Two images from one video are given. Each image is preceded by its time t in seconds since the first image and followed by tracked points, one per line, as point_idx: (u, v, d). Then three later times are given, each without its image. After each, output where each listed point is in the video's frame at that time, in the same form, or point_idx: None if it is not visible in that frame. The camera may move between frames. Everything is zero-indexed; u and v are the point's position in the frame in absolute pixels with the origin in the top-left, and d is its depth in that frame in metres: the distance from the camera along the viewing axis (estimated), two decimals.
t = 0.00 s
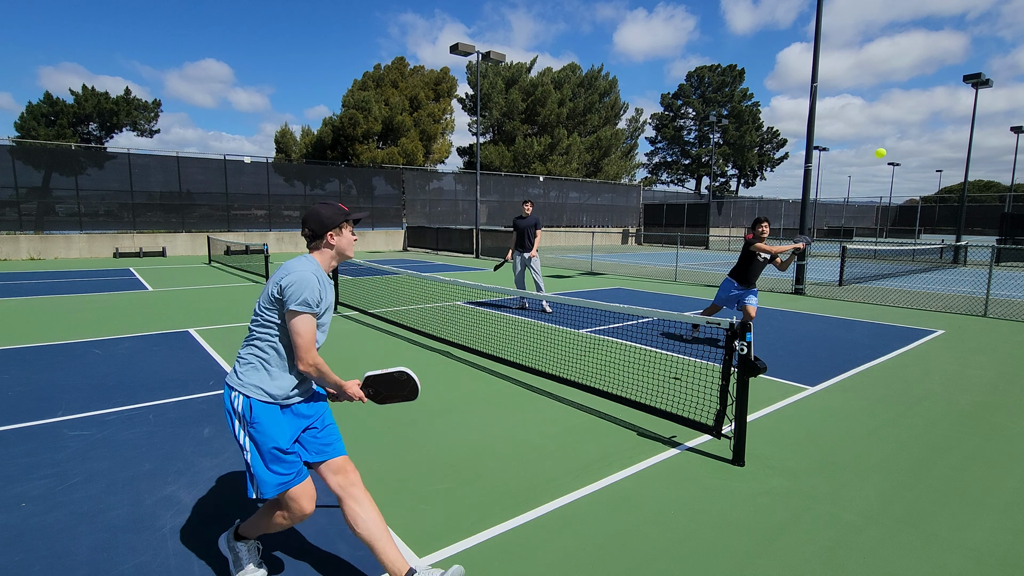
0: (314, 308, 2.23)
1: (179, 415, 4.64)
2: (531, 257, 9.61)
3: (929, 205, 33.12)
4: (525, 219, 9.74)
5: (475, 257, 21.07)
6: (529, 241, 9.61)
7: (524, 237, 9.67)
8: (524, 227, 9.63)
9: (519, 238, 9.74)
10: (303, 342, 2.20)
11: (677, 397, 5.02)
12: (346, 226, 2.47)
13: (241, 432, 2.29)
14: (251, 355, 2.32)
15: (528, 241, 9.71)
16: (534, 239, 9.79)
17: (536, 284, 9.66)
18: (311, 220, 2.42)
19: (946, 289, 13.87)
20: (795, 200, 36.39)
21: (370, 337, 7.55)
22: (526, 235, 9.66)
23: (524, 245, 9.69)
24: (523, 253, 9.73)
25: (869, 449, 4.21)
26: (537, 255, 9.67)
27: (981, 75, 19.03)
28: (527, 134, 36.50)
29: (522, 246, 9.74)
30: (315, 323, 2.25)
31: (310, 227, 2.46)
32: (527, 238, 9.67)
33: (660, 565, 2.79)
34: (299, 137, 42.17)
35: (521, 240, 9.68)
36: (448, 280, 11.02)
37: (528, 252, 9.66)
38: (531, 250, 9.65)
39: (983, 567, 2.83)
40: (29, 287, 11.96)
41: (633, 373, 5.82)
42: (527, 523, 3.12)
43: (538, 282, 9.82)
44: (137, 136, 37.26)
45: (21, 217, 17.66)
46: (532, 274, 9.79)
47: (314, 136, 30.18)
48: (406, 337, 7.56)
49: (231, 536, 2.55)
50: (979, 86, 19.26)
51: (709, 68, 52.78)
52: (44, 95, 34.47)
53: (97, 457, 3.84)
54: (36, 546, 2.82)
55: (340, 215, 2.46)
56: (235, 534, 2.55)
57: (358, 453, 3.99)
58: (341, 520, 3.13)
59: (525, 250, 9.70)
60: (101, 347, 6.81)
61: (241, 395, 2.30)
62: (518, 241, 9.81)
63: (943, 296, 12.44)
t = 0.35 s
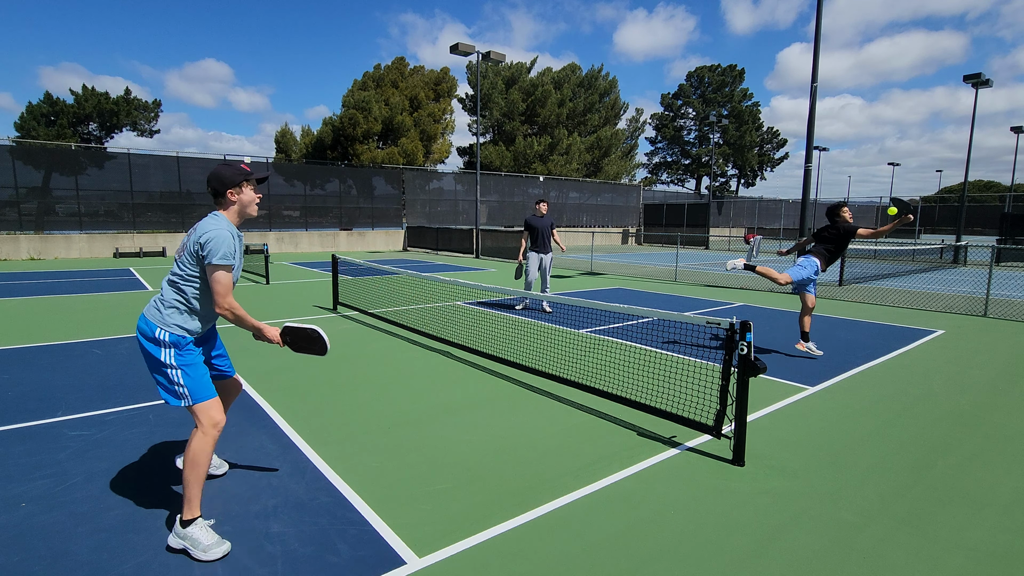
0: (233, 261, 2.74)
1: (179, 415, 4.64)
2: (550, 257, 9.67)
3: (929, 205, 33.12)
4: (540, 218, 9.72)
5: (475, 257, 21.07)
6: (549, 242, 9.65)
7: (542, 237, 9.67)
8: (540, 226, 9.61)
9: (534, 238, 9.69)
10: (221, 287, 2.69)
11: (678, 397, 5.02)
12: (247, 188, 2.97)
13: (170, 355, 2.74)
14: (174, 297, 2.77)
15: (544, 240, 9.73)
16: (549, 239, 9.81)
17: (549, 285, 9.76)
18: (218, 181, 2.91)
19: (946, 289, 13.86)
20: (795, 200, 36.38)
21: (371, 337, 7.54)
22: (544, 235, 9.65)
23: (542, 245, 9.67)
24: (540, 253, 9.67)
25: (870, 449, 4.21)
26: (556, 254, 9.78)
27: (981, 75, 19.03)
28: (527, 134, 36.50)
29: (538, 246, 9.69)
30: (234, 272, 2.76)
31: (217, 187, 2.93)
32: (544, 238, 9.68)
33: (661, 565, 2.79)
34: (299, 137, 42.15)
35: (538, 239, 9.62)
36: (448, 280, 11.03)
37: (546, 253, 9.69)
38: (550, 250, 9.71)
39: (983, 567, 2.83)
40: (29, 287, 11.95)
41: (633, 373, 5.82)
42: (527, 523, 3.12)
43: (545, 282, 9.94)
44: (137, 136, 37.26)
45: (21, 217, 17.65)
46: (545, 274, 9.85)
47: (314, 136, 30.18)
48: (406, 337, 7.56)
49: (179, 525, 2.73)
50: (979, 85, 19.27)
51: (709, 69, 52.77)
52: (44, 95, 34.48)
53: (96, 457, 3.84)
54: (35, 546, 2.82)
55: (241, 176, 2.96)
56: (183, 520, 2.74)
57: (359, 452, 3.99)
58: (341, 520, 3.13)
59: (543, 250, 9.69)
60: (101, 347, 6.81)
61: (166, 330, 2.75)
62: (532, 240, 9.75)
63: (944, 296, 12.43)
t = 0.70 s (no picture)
0: (156, 286, 2.90)
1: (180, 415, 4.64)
2: (553, 259, 9.68)
3: (929, 205, 33.12)
4: (545, 219, 9.68)
5: (475, 257, 21.06)
6: (552, 243, 9.65)
7: (546, 238, 9.66)
8: (544, 227, 9.58)
9: (537, 238, 9.67)
10: (136, 305, 2.86)
11: (677, 397, 5.02)
12: (198, 228, 3.11)
13: (108, 352, 3.00)
14: (121, 306, 3.05)
15: (547, 241, 9.70)
16: (552, 240, 9.77)
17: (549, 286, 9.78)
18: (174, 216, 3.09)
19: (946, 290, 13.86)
20: (795, 200, 36.39)
21: (371, 337, 7.54)
22: (548, 236, 9.65)
23: (546, 246, 9.66)
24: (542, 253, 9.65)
25: (870, 449, 4.21)
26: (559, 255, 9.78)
27: (981, 75, 19.03)
28: (527, 134, 36.50)
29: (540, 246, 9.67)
30: (156, 296, 2.92)
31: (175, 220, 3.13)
32: (547, 240, 9.67)
33: (662, 565, 2.79)
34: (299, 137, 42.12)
35: (540, 240, 9.61)
36: (448, 280, 11.03)
37: (550, 254, 9.70)
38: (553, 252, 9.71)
39: (984, 567, 2.83)
40: (29, 287, 11.95)
41: (632, 373, 5.82)
42: (526, 523, 3.12)
43: (546, 282, 9.97)
44: (137, 136, 37.24)
45: (21, 217, 17.65)
46: (547, 275, 9.87)
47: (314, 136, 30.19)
48: (406, 337, 7.56)
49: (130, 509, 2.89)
50: (979, 86, 19.27)
51: (709, 68, 52.76)
52: (44, 95, 34.48)
53: (96, 457, 3.84)
54: (35, 546, 2.82)
55: (196, 214, 3.10)
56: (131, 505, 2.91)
57: (358, 453, 3.99)
58: (341, 520, 3.13)
59: (545, 251, 9.67)
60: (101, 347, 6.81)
61: (106, 334, 3.02)
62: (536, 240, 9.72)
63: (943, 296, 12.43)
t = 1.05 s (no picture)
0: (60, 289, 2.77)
1: (179, 415, 4.64)
2: (551, 259, 9.64)
3: (929, 205, 33.12)
4: (547, 219, 9.67)
5: (475, 257, 21.06)
6: (551, 243, 9.61)
7: (545, 238, 9.62)
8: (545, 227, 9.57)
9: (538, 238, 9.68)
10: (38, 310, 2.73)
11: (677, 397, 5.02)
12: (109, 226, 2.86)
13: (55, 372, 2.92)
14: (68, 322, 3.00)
15: (548, 241, 9.67)
16: (553, 241, 9.71)
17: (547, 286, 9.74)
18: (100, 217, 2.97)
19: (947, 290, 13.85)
20: (795, 200, 36.36)
21: (371, 337, 7.54)
22: (547, 236, 9.61)
23: (544, 246, 9.64)
24: (541, 253, 9.64)
25: (871, 449, 4.20)
26: (557, 256, 9.73)
27: (981, 75, 19.03)
28: (527, 134, 36.50)
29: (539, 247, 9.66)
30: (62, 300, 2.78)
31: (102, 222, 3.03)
32: (547, 239, 9.62)
33: (662, 565, 2.79)
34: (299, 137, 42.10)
35: (540, 240, 9.59)
36: (448, 280, 11.03)
37: (548, 255, 9.66)
38: (551, 252, 9.68)
39: (984, 567, 2.83)
40: (29, 287, 11.94)
41: (633, 373, 5.82)
42: (527, 523, 3.12)
43: (546, 282, 9.95)
44: (137, 136, 37.21)
45: (21, 217, 17.64)
46: (545, 275, 9.84)
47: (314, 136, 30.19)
48: (406, 337, 7.56)
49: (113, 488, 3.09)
50: (979, 86, 19.27)
51: (709, 69, 52.78)
52: (44, 95, 34.47)
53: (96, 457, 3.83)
54: (35, 547, 2.82)
55: (110, 213, 2.90)
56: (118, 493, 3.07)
57: (358, 453, 3.99)
58: (341, 520, 3.13)
59: (544, 251, 9.65)
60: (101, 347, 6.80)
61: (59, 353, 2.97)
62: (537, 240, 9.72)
63: (943, 296, 12.42)
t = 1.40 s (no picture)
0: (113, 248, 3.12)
1: (178, 415, 4.64)
2: (534, 258, 9.67)
3: (929, 205, 33.11)
4: (526, 219, 9.70)
5: (475, 257, 21.07)
6: (532, 242, 9.61)
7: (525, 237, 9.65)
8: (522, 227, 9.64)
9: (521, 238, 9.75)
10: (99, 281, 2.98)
11: (677, 397, 5.02)
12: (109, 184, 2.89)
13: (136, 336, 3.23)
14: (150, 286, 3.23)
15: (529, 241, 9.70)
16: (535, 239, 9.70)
17: (536, 285, 9.78)
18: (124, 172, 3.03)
19: (947, 289, 13.85)
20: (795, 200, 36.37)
21: (371, 337, 7.54)
22: (528, 235, 9.62)
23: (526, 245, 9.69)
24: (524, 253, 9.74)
25: (870, 449, 4.21)
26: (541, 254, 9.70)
27: (981, 75, 19.02)
28: (527, 134, 36.51)
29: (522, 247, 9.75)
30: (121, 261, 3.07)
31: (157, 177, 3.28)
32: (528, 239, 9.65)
33: (662, 564, 2.79)
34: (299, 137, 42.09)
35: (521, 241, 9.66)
36: (448, 280, 11.04)
37: (531, 253, 9.69)
38: (534, 251, 9.69)
39: (985, 567, 2.82)
40: (29, 287, 11.96)
41: (633, 373, 5.82)
42: (527, 523, 3.13)
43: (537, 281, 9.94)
44: (137, 136, 37.21)
45: (21, 217, 17.65)
46: (532, 273, 9.87)
47: (314, 136, 30.21)
48: (406, 337, 7.56)
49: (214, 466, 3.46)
50: (979, 86, 19.27)
51: (709, 69, 52.80)
52: (44, 95, 34.50)
53: (96, 457, 3.84)
54: (36, 546, 2.82)
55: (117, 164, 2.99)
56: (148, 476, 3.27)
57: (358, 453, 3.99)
58: (342, 519, 3.13)
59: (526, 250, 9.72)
60: (101, 347, 6.80)
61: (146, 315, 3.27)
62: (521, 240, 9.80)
63: (943, 296, 12.43)
